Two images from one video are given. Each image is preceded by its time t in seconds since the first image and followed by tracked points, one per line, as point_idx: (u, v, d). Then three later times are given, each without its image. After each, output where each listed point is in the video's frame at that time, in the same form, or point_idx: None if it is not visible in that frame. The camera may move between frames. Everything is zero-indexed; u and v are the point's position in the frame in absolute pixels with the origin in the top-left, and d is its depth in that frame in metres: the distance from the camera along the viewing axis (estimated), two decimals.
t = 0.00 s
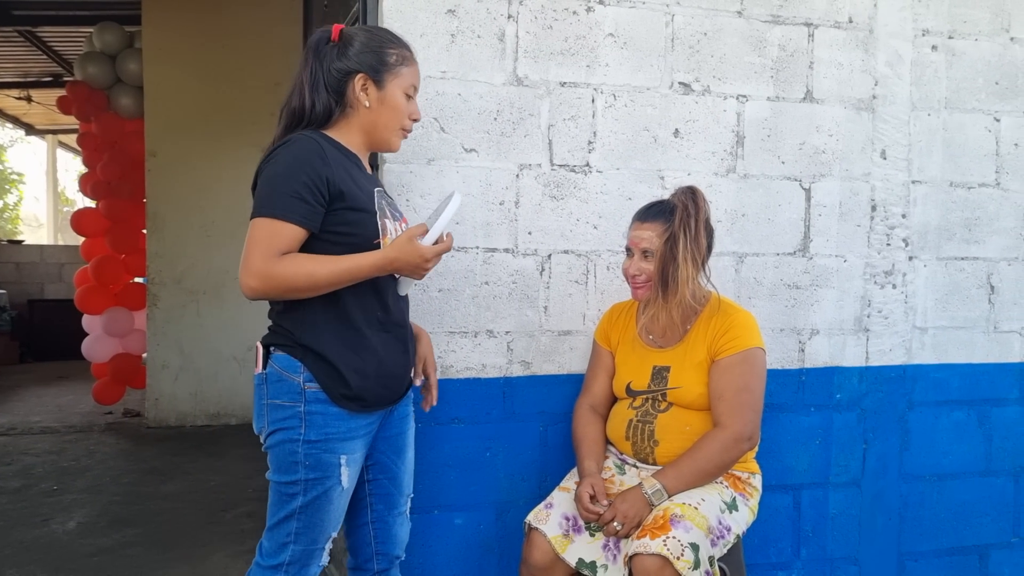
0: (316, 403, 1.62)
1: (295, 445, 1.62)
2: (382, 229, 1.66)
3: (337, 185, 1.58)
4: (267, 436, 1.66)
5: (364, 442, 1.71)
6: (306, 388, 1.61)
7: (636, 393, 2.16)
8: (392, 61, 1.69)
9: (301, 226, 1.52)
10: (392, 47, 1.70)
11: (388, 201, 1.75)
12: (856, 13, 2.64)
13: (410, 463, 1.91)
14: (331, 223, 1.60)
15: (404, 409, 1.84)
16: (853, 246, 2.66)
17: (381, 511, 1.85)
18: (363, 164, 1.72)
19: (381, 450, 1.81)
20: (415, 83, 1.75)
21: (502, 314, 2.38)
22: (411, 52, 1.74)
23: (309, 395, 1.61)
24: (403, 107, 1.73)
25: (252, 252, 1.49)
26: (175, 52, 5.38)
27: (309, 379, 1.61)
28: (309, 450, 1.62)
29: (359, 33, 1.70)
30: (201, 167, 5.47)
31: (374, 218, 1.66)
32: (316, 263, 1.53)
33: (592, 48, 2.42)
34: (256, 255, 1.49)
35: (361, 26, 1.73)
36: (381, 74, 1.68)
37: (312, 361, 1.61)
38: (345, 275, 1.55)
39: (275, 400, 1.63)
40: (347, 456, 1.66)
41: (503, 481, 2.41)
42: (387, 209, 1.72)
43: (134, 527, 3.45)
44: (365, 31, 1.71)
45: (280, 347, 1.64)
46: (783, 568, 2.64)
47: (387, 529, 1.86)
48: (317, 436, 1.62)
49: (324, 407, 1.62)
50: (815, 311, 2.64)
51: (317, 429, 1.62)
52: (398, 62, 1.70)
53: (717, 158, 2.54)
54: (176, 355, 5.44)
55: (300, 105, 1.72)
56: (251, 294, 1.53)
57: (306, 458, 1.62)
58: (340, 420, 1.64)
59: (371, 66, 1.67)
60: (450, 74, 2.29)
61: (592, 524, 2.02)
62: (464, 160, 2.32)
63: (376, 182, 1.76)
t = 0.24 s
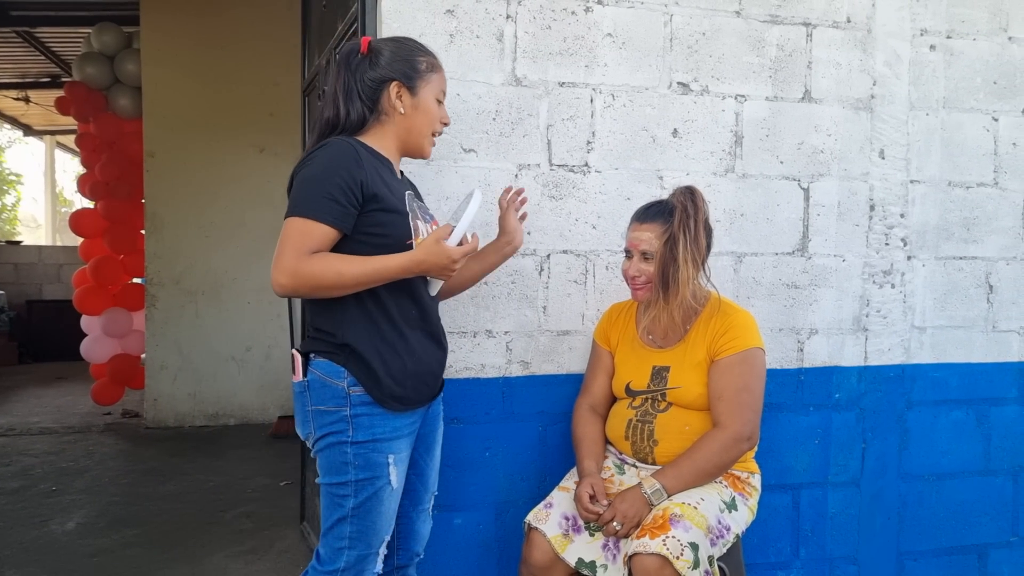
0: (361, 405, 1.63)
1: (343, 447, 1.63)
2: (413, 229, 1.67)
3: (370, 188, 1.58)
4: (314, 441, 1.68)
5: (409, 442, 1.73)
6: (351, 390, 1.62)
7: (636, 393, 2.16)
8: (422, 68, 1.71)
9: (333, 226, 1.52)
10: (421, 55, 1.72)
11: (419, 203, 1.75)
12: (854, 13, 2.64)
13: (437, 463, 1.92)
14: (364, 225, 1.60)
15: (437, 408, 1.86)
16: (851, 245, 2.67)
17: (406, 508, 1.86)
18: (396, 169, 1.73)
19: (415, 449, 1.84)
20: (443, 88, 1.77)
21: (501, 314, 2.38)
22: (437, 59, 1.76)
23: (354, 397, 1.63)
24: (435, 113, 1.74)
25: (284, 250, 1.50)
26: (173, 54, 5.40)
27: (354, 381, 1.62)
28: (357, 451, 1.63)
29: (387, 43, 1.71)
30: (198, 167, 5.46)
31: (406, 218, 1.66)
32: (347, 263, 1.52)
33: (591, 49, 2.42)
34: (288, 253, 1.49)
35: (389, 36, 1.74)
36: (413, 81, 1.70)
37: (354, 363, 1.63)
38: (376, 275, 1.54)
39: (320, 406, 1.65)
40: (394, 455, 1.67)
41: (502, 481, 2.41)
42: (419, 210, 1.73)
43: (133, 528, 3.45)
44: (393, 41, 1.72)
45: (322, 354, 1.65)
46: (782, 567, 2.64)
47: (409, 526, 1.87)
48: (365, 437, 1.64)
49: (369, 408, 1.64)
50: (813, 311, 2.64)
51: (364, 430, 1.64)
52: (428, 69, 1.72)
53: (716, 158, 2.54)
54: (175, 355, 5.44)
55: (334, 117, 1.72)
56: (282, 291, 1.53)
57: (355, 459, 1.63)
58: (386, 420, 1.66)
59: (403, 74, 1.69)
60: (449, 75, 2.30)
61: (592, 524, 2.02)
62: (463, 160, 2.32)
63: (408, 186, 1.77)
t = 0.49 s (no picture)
0: (378, 408, 1.63)
1: (365, 449, 1.64)
2: (433, 235, 1.66)
3: (391, 194, 1.58)
4: (338, 445, 1.69)
5: (431, 442, 1.72)
6: (367, 394, 1.62)
7: (634, 395, 2.17)
8: (446, 72, 1.70)
9: (354, 233, 1.52)
10: (445, 59, 1.71)
11: (440, 209, 1.75)
12: (851, 15, 2.65)
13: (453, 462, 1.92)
14: (385, 230, 1.60)
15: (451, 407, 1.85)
16: (849, 247, 2.67)
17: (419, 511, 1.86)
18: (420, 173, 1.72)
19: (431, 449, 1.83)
20: (466, 92, 1.76)
21: (500, 315, 2.38)
22: (461, 63, 1.75)
23: (371, 401, 1.62)
24: (458, 116, 1.74)
25: (305, 256, 1.51)
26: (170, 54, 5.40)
27: (370, 385, 1.62)
28: (378, 453, 1.64)
29: (409, 48, 1.70)
30: (196, 168, 5.46)
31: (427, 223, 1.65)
32: (366, 268, 1.52)
33: (589, 50, 2.42)
34: (308, 259, 1.50)
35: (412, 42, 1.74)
36: (437, 85, 1.69)
37: (369, 367, 1.62)
38: (394, 281, 1.54)
39: (339, 410, 1.65)
40: (416, 455, 1.67)
41: (500, 482, 2.41)
42: (439, 216, 1.72)
43: (131, 529, 3.45)
44: (417, 46, 1.71)
45: (338, 358, 1.65)
46: (780, 568, 2.65)
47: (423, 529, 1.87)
48: (385, 439, 1.64)
49: (386, 411, 1.63)
50: (811, 312, 2.65)
51: (384, 432, 1.64)
52: (451, 73, 1.72)
53: (714, 160, 2.55)
54: (172, 356, 5.43)
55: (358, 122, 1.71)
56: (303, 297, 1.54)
57: (377, 461, 1.64)
58: (404, 422, 1.65)
59: (427, 78, 1.68)
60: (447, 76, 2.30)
61: (590, 526, 2.03)
62: (461, 162, 2.32)
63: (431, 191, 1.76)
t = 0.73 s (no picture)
0: (392, 402, 1.63)
1: (376, 442, 1.64)
2: (453, 234, 1.67)
3: (417, 192, 1.58)
4: (346, 438, 1.68)
5: (439, 438, 1.72)
6: (382, 388, 1.61)
7: (630, 393, 2.17)
8: (474, 76, 1.70)
9: (380, 228, 1.51)
10: (475, 63, 1.71)
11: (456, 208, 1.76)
12: (850, 13, 2.65)
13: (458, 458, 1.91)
14: (408, 227, 1.60)
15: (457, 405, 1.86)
16: (846, 246, 2.67)
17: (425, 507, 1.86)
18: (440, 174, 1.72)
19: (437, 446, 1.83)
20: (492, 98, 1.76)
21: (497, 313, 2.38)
22: (489, 68, 1.75)
23: (386, 394, 1.62)
24: (482, 121, 1.73)
25: (329, 248, 1.50)
26: (167, 50, 5.39)
27: (385, 379, 1.62)
28: (389, 447, 1.64)
29: (441, 48, 1.69)
30: (193, 164, 5.45)
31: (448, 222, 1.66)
32: (391, 264, 1.52)
33: (587, 47, 2.42)
34: (333, 251, 1.49)
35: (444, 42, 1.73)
36: (465, 89, 1.69)
37: (386, 361, 1.62)
38: (416, 279, 1.55)
39: (352, 401, 1.65)
40: (425, 451, 1.67)
41: (496, 480, 2.41)
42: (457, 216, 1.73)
43: (127, 525, 3.44)
44: (449, 46, 1.71)
45: (354, 349, 1.65)
46: (775, 566, 2.65)
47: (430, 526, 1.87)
48: (396, 433, 1.63)
49: (400, 405, 1.63)
50: (808, 311, 2.65)
51: (396, 426, 1.63)
52: (479, 78, 1.71)
53: (712, 158, 2.54)
54: (169, 352, 5.42)
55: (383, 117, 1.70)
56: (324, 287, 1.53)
57: (387, 455, 1.64)
58: (417, 417, 1.65)
59: (456, 81, 1.68)
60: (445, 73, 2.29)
61: (585, 523, 2.03)
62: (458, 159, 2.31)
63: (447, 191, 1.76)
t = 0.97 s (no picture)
0: (402, 403, 1.63)
1: (384, 443, 1.64)
2: (463, 238, 1.70)
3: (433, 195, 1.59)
4: (353, 438, 1.68)
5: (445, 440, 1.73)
6: (392, 389, 1.62)
7: (628, 393, 2.18)
8: (484, 84, 1.70)
9: (402, 232, 1.51)
10: (486, 71, 1.71)
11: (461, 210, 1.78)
12: (844, 13, 2.66)
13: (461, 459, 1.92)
14: (423, 230, 1.60)
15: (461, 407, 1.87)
16: (842, 244, 2.68)
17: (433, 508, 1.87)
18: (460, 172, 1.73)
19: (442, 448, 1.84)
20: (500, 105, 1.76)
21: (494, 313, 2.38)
22: (500, 77, 1.75)
23: (396, 395, 1.62)
24: (488, 128, 1.73)
25: (352, 254, 1.48)
26: (163, 52, 5.38)
27: (395, 379, 1.62)
28: (397, 447, 1.64)
29: (454, 52, 1.70)
30: (190, 166, 5.45)
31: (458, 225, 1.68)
32: (412, 268, 1.52)
33: (583, 48, 2.42)
34: (357, 256, 1.48)
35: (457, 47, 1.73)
36: (475, 95, 1.69)
37: (397, 362, 1.62)
38: (437, 282, 1.56)
39: (361, 402, 1.65)
40: (432, 452, 1.67)
41: (494, 480, 2.42)
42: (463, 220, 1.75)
43: (125, 528, 3.44)
44: (461, 50, 1.71)
45: (363, 351, 1.64)
46: (773, 565, 2.66)
47: (436, 526, 1.90)
48: (405, 434, 1.63)
49: (409, 406, 1.63)
50: (805, 310, 2.65)
51: (405, 426, 1.64)
52: (489, 85, 1.71)
53: (707, 158, 2.55)
54: (167, 354, 5.42)
55: (392, 118, 1.70)
56: (345, 292, 1.51)
57: (394, 455, 1.64)
58: (425, 418, 1.65)
59: (467, 86, 1.68)
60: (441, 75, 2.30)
61: (584, 524, 2.03)
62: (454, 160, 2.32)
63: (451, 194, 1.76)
